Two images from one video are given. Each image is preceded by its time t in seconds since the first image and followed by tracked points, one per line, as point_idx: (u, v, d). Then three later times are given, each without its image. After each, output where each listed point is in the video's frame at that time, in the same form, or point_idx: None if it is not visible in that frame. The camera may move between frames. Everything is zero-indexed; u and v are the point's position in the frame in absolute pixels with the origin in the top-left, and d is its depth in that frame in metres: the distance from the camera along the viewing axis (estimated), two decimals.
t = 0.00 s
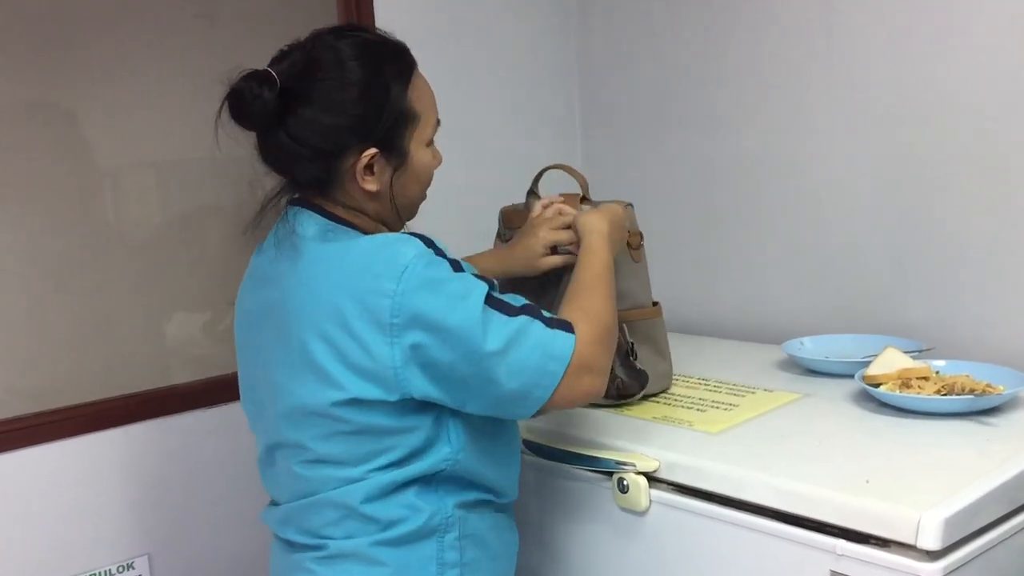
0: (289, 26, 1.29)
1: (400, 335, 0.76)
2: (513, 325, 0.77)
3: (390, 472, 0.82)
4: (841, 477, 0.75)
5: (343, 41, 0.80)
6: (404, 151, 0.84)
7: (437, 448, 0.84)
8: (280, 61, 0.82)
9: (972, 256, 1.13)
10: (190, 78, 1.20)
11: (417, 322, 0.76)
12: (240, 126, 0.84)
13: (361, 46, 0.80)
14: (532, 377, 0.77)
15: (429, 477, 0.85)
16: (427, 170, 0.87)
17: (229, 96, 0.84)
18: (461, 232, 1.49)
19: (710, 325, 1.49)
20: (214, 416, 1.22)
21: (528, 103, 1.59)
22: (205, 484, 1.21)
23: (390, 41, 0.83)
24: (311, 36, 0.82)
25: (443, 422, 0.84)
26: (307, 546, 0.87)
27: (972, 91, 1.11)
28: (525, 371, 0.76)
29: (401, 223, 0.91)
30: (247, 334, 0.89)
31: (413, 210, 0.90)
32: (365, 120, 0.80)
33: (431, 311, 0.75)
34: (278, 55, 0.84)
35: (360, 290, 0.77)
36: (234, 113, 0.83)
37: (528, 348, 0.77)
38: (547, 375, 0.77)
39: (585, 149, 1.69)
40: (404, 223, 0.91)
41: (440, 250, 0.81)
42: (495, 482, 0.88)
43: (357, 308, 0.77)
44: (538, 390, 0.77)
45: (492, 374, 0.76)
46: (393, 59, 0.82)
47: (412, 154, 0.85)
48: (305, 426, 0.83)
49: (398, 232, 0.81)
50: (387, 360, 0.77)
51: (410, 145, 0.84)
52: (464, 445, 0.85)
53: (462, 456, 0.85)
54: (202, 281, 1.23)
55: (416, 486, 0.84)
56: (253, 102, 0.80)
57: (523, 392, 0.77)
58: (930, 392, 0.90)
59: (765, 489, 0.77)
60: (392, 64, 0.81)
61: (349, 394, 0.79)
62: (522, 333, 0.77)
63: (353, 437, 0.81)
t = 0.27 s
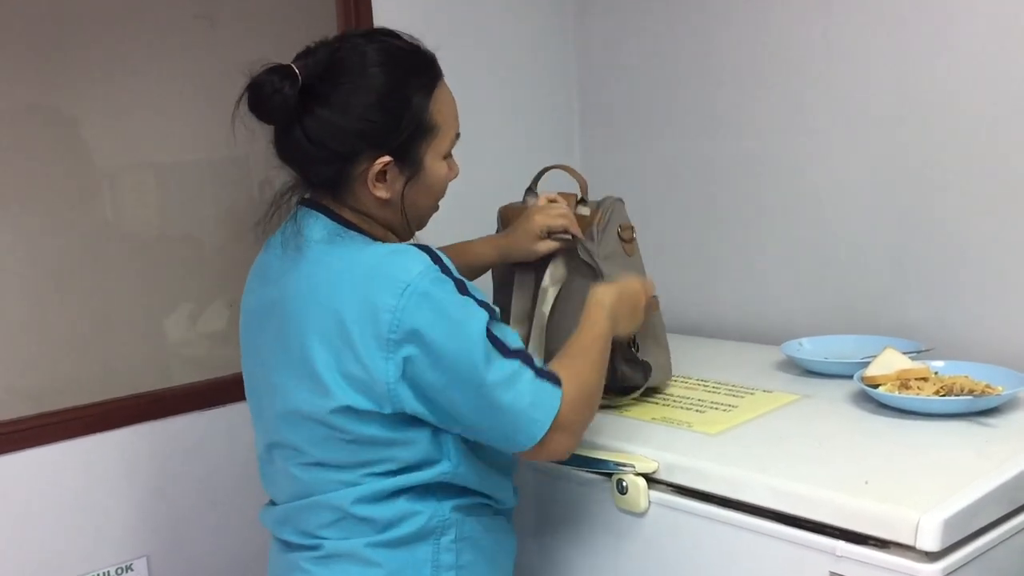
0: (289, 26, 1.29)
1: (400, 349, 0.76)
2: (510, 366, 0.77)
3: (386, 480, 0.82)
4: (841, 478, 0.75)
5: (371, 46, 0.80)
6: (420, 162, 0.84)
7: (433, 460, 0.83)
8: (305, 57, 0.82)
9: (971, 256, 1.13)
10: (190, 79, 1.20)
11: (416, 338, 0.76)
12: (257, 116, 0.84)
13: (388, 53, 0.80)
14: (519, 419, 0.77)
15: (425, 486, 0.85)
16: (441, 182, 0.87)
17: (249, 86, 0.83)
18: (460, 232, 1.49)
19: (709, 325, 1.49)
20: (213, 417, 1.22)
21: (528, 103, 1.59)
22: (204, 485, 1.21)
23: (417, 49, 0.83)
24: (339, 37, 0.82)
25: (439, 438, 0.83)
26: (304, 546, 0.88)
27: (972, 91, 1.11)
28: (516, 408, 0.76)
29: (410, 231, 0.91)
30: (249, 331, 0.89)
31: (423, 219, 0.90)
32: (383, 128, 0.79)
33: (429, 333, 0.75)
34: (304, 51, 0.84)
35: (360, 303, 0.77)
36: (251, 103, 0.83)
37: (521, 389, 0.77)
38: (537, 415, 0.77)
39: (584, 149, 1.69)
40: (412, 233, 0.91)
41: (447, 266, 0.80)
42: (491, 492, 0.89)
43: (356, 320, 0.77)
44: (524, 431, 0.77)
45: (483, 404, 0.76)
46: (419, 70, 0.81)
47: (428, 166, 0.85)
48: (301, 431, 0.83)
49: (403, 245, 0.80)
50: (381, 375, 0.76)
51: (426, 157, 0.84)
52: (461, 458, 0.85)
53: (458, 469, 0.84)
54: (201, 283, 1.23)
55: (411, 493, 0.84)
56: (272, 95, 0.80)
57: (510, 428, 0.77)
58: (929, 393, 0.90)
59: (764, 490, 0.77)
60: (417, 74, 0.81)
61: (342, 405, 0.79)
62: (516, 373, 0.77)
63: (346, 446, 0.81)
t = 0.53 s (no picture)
0: (288, 26, 1.29)
1: (393, 366, 0.76)
2: (500, 404, 0.77)
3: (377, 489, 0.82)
4: (840, 478, 0.75)
5: (380, 49, 0.80)
6: (430, 166, 0.84)
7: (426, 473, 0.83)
8: (314, 62, 0.82)
9: (970, 255, 1.14)
10: (189, 79, 1.20)
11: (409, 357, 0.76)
12: (266, 123, 0.85)
13: (397, 56, 0.80)
14: (508, 444, 0.77)
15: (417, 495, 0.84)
16: (451, 186, 0.87)
17: (258, 92, 0.84)
18: (459, 232, 1.49)
19: (708, 325, 1.49)
20: (213, 418, 1.22)
21: (526, 103, 1.59)
22: (203, 486, 1.21)
23: (424, 51, 0.83)
24: (348, 41, 0.82)
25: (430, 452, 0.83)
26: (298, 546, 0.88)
27: (970, 89, 1.11)
28: (497, 444, 0.77)
29: (419, 236, 0.91)
30: (250, 333, 0.89)
31: (431, 225, 0.90)
32: (394, 133, 0.79)
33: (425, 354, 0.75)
34: (312, 56, 0.84)
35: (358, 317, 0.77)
36: (261, 110, 0.84)
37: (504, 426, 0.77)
38: (513, 457, 0.78)
39: (582, 149, 1.69)
40: (420, 238, 0.92)
41: (449, 283, 0.80)
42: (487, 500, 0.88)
43: (354, 333, 0.77)
44: (500, 467, 0.78)
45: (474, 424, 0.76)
46: (428, 72, 0.82)
47: (438, 169, 0.85)
48: (296, 437, 0.83)
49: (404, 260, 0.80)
50: (375, 391, 0.77)
51: (437, 161, 0.85)
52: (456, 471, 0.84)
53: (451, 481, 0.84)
54: (200, 283, 1.23)
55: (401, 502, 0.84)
56: (283, 102, 0.80)
57: (488, 462, 0.78)
58: (927, 392, 0.91)
59: (763, 490, 0.77)
60: (426, 78, 0.81)
61: (336, 417, 0.79)
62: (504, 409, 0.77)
63: (339, 456, 0.82)
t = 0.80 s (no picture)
0: (286, 26, 1.29)
1: (388, 369, 0.77)
2: (507, 373, 0.78)
3: (365, 491, 0.83)
4: (838, 477, 0.75)
5: (358, 53, 0.79)
6: (423, 163, 0.84)
7: (416, 476, 0.83)
8: (291, 76, 0.82)
9: (967, 254, 1.14)
10: (188, 79, 1.20)
11: (405, 359, 0.76)
12: (252, 145, 0.84)
13: (375, 58, 0.79)
14: (500, 442, 0.78)
15: (402, 497, 0.84)
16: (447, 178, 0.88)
17: (240, 115, 0.83)
18: (456, 232, 1.49)
19: (706, 324, 1.49)
20: (212, 418, 1.22)
21: (525, 103, 1.59)
22: (203, 486, 1.21)
23: (398, 49, 0.82)
24: (322, 50, 0.81)
25: (420, 455, 0.83)
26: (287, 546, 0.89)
27: (967, 88, 1.11)
28: (511, 417, 0.78)
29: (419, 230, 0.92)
30: (250, 334, 0.90)
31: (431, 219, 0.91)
32: (382, 136, 0.80)
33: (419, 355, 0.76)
34: (288, 69, 0.83)
35: (350, 321, 0.77)
36: (244, 131, 0.83)
37: (516, 397, 0.78)
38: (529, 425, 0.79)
39: (580, 148, 1.69)
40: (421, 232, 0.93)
41: (442, 286, 0.81)
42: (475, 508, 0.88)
43: (346, 338, 0.77)
44: (517, 441, 0.79)
45: (468, 424, 0.78)
46: (408, 71, 0.81)
47: (431, 163, 0.85)
48: (290, 439, 0.84)
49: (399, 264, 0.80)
50: (370, 393, 0.77)
51: (429, 155, 0.85)
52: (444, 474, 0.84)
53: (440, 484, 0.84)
54: (199, 284, 1.23)
55: (386, 504, 0.84)
56: (267, 123, 0.80)
57: (503, 439, 0.78)
58: (924, 391, 0.91)
59: (762, 489, 0.77)
60: (407, 76, 0.81)
61: (330, 420, 0.80)
62: (513, 379, 0.78)
63: (333, 457, 0.82)
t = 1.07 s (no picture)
0: (285, 27, 1.29)
1: (360, 381, 0.77)
2: (478, 413, 0.77)
3: (346, 495, 0.83)
4: (838, 477, 0.75)
5: (367, 65, 0.79)
6: (426, 175, 0.83)
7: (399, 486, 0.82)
8: (299, 81, 0.82)
9: (966, 254, 1.14)
10: (188, 81, 1.21)
11: (375, 374, 0.77)
12: (255, 148, 0.85)
13: (384, 71, 0.79)
14: (463, 473, 0.78)
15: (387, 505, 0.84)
16: (452, 190, 0.87)
17: (246, 118, 0.84)
18: (456, 233, 1.49)
19: (705, 325, 1.49)
20: (212, 419, 1.22)
21: (523, 104, 1.59)
22: (204, 488, 1.22)
23: (406, 62, 0.82)
24: (332, 57, 0.81)
25: (397, 467, 0.82)
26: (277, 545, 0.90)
27: (965, 87, 1.11)
28: (473, 455, 0.77)
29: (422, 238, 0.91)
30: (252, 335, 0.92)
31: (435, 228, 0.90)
32: (383, 151, 0.79)
33: (389, 372, 0.76)
34: (297, 73, 0.84)
35: (331, 329, 0.78)
36: (248, 135, 0.84)
37: (482, 437, 0.77)
38: (492, 467, 0.78)
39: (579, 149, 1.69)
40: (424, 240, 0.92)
41: (432, 304, 0.80)
42: (466, 519, 0.87)
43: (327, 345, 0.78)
44: (478, 479, 0.78)
45: (432, 451, 0.77)
46: (415, 85, 0.81)
47: (434, 176, 0.84)
48: (275, 441, 0.85)
49: (387, 277, 0.80)
50: (341, 404, 0.77)
51: (432, 168, 0.84)
52: (422, 489, 0.83)
53: (418, 500, 0.83)
54: (199, 286, 1.23)
55: (372, 508, 0.84)
56: (271, 130, 0.80)
57: (464, 473, 0.78)
58: (923, 390, 0.91)
59: (761, 489, 0.77)
60: (414, 91, 0.80)
61: (305, 425, 0.80)
62: (481, 420, 0.77)
63: (310, 464, 0.83)
